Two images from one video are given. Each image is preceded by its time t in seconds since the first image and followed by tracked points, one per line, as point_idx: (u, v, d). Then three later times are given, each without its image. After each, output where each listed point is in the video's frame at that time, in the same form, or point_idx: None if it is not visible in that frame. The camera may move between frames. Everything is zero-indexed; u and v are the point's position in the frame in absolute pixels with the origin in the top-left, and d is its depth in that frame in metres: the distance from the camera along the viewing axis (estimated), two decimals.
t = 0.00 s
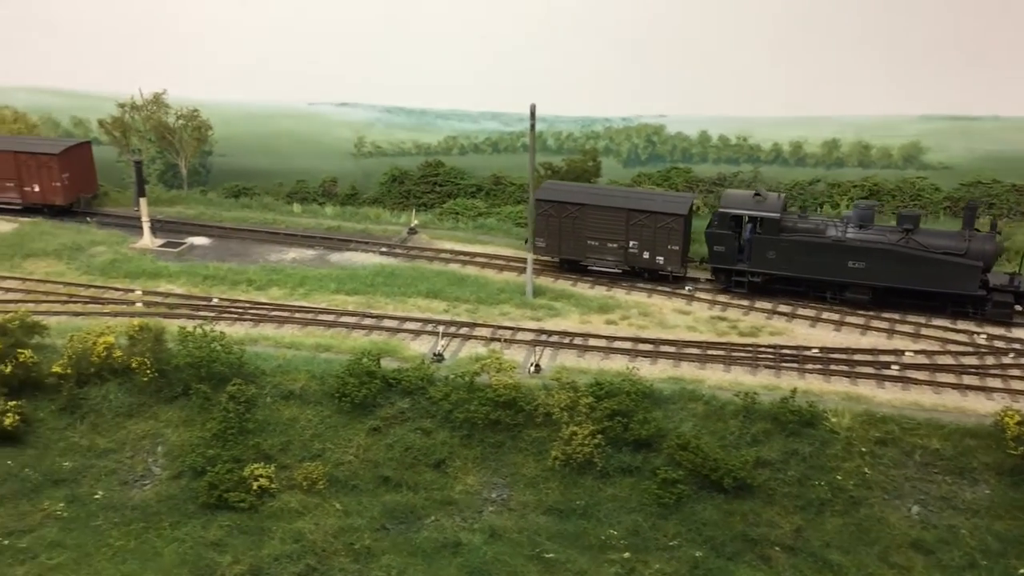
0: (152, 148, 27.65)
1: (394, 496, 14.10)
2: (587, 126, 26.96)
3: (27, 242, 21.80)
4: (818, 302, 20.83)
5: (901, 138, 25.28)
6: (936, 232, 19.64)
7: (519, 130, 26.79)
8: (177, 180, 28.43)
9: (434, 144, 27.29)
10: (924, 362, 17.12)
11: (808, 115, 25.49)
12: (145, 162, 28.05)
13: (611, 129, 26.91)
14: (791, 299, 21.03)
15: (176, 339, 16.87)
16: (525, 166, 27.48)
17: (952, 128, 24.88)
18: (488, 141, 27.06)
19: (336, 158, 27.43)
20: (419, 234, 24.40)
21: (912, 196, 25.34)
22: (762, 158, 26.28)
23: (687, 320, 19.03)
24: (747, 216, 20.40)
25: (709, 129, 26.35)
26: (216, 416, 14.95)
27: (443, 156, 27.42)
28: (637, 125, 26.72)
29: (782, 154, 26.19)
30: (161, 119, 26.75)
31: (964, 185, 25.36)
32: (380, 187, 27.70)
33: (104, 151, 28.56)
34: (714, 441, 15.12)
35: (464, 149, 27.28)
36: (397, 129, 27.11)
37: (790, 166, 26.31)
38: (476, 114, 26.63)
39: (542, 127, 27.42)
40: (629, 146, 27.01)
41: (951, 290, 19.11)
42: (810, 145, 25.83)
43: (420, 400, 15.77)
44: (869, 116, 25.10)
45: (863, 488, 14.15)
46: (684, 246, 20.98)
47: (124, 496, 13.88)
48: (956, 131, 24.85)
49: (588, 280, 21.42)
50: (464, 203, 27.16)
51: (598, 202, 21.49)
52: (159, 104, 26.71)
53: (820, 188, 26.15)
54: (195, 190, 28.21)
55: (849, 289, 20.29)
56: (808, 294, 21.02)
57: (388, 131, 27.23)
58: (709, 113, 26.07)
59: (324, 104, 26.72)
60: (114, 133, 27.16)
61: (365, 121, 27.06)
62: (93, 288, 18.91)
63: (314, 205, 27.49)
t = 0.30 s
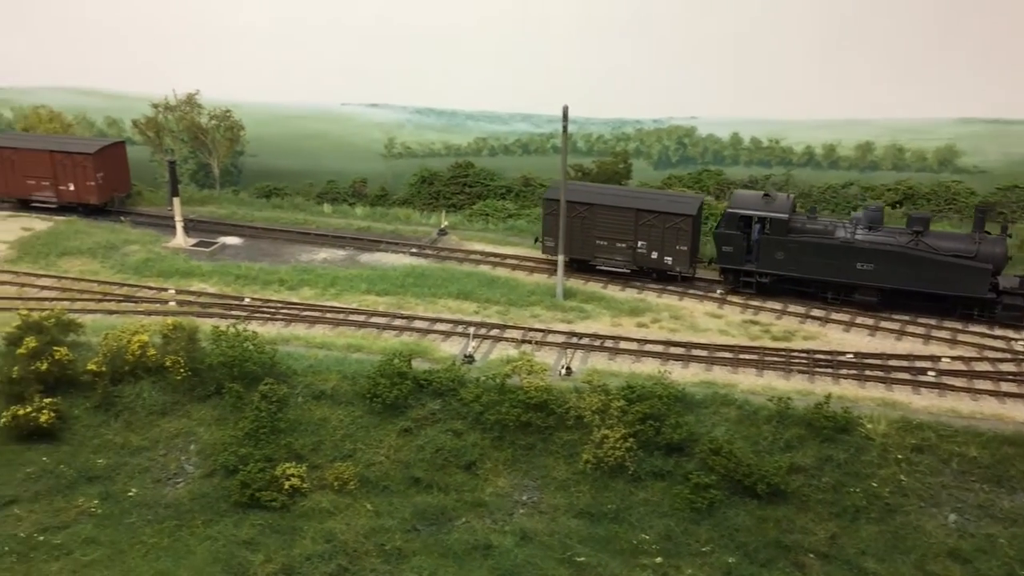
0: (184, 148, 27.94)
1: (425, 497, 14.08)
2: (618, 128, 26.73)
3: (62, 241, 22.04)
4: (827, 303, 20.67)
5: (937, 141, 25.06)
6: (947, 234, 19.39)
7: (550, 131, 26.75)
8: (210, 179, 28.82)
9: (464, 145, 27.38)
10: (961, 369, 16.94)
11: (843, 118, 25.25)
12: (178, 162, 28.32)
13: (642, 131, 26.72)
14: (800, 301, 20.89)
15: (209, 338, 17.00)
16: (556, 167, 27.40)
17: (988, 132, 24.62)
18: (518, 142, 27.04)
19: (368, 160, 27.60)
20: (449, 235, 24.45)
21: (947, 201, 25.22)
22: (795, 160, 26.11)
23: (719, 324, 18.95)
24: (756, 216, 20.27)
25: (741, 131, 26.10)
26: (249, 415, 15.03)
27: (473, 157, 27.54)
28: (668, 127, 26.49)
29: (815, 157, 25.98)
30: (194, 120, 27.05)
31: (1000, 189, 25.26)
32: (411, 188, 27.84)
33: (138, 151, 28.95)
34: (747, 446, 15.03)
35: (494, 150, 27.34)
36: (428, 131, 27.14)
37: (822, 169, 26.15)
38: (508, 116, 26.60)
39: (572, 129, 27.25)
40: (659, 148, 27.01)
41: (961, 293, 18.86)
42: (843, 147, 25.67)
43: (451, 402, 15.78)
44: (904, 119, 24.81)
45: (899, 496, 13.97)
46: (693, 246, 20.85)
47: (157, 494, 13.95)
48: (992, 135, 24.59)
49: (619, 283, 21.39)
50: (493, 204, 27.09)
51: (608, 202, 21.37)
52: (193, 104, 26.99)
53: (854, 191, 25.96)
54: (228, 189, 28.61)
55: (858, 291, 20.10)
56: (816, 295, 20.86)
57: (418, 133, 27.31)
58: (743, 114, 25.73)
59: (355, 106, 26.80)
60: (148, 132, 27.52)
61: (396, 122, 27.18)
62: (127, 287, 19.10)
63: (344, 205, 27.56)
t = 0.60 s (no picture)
0: (218, 148, 28.22)
1: (455, 499, 14.06)
2: (650, 130, 26.57)
3: (97, 239, 22.29)
4: (837, 305, 20.51)
5: (974, 145, 24.74)
6: (958, 236, 19.17)
7: (581, 133, 26.73)
8: (243, 179, 28.97)
9: (496, 146, 27.47)
10: (999, 376, 16.64)
11: (878, 121, 24.88)
12: (211, 162, 28.59)
13: (674, 133, 26.59)
14: (810, 302, 20.74)
15: (242, 338, 17.09)
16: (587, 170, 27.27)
17: None
18: (549, 144, 27.00)
19: (401, 161, 27.90)
20: (480, 236, 24.45)
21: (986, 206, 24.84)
22: (829, 163, 25.78)
23: (752, 328, 18.79)
24: (766, 217, 20.11)
25: (775, 134, 25.85)
26: (280, 414, 15.09)
27: (504, 158, 27.64)
28: (700, 129, 26.36)
29: (850, 160, 25.69)
30: (228, 120, 27.24)
31: None
32: (442, 189, 27.98)
33: (172, 151, 29.33)
34: (781, 452, 14.86)
35: (525, 152, 27.35)
36: (459, 132, 27.15)
37: (858, 172, 25.90)
38: (539, 117, 26.57)
39: (605, 131, 27.19)
40: (691, 151, 26.97)
41: (972, 296, 18.66)
42: (879, 150, 25.34)
43: (481, 404, 15.74)
44: (942, 122, 24.51)
45: (935, 504, 13.73)
46: (703, 247, 20.82)
47: (190, 492, 14.03)
48: None
49: (650, 285, 21.25)
50: (525, 206, 27.06)
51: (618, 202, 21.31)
52: (227, 104, 27.16)
53: (890, 195, 25.74)
54: (260, 189, 28.75)
55: (868, 293, 19.90)
56: (826, 297, 20.71)
57: (450, 134, 27.37)
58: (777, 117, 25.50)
59: (387, 107, 26.97)
60: (182, 132, 27.59)
61: (427, 123, 27.29)
62: (161, 285, 19.28)
63: (376, 206, 27.77)
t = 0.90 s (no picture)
0: (253, 148, 28.42)
1: (485, 500, 13.99)
2: (685, 131, 26.37)
3: (133, 238, 22.56)
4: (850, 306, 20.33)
5: (1017, 149, 24.31)
6: (973, 237, 18.86)
7: (614, 134, 26.63)
8: (276, 179, 29.21)
9: (529, 147, 27.53)
10: None
11: (917, 125, 24.44)
12: (246, 163, 28.91)
13: (708, 135, 26.41)
14: (824, 303, 20.59)
15: (275, 336, 17.17)
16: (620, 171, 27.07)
17: None
18: (582, 145, 27.02)
19: (434, 161, 28.13)
20: (512, 238, 24.44)
21: None
22: (866, 166, 25.66)
23: (787, 332, 18.58)
24: (778, 217, 20.02)
25: (811, 136, 25.54)
26: (313, 413, 15.11)
27: (537, 159, 27.71)
28: (735, 131, 26.19)
29: (887, 162, 25.52)
30: (263, 121, 27.44)
31: None
32: (474, 190, 28.09)
33: (207, 152, 29.72)
34: (816, 457, 14.63)
35: (558, 153, 27.47)
36: (493, 133, 27.29)
37: (895, 175, 25.72)
38: (573, 119, 26.55)
39: (638, 132, 27.02)
40: (726, 152, 26.85)
41: (987, 298, 18.32)
42: (918, 153, 24.99)
43: (513, 405, 15.67)
44: (984, 125, 24.11)
45: (974, 513, 13.42)
46: (715, 246, 20.71)
47: (223, 489, 14.07)
48: None
49: (683, 288, 21.09)
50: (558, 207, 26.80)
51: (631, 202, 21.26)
52: (261, 104, 27.37)
53: (928, 198, 25.48)
54: (294, 189, 29.01)
55: (882, 294, 19.69)
56: (840, 298, 20.54)
57: (483, 135, 27.47)
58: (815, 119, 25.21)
59: (421, 107, 27.12)
60: (218, 134, 27.86)
61: (461, 125, 27.39)
62: (196, 284, 19.44)
63: (408, 206, 27.85)
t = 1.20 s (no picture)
0: (287, 152, 28.81)
1: (518, 506, 13.93)
2: (718, 135, 26.33)
3: (169, 240, 22.81)
4: (863, 310, 20.26)
5: None
6: (987, 241, 18.72)
7: (647, 138, 26.36)
8: (310, 182, 29.69)
9: (561, 151, 27.35)
10: None
11: (955, 129, 24.21)
12: (280, 165, 29.25)
13: (743, 139, 26.19)
14: (836, 306, 20.54)
15: (309, 339, 17.24)
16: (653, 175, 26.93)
17: None
18: (615, 148, 26.73)
19: (467, 165, 28.09)
20: (544, 242, 24.50)
21: None
22: (904, 170, 25.21)
23: (823, 339, 18.39)
24: (790, 220, 19.99)
25: (847, 140, 25.37)
26: (345, 417, 15.10)
27: (569, 163, 27.50)
28: (770, 135, 25.90)
29: (925, 167, 25.08)
30: (297, 123, 27.79)
31: None
32: (506, 194, 28.18)
33: (241, 155, 30.06)
34: (854, 467, 14.41)
35: (591, 157, 27.16)
36: (525, 136, 27.30)
37: (933, 180, 25.27)
38: (604, 122, 26.35)
39: (671, 136, 26.97)
40: (761, 157, 26.47)
41: (1000, 302, 18.20)
42: (957, 158, 24.60)
43: (546, 411, 15.57)
44: None
45: (1016, 525, 13.12)
46: (727, 248, 20.78)
47: (257, 492, 14.11)
48: None
49: (717, 294, 20.95)
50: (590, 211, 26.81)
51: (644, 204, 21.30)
52: (295, 108, 27.71)
53: (967, 204, 25.14)
54: (327, 192, 29.31)
55: (894, 297, 19.62)
56: (853, 301, 20.48)
57: (515, 138, 27.43)
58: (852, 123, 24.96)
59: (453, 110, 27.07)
60: (253, 136, 28.39)
61: (493, 127, 27.37)
62: (230, 287, 19.60)
63: (441, 210, 28.00)
